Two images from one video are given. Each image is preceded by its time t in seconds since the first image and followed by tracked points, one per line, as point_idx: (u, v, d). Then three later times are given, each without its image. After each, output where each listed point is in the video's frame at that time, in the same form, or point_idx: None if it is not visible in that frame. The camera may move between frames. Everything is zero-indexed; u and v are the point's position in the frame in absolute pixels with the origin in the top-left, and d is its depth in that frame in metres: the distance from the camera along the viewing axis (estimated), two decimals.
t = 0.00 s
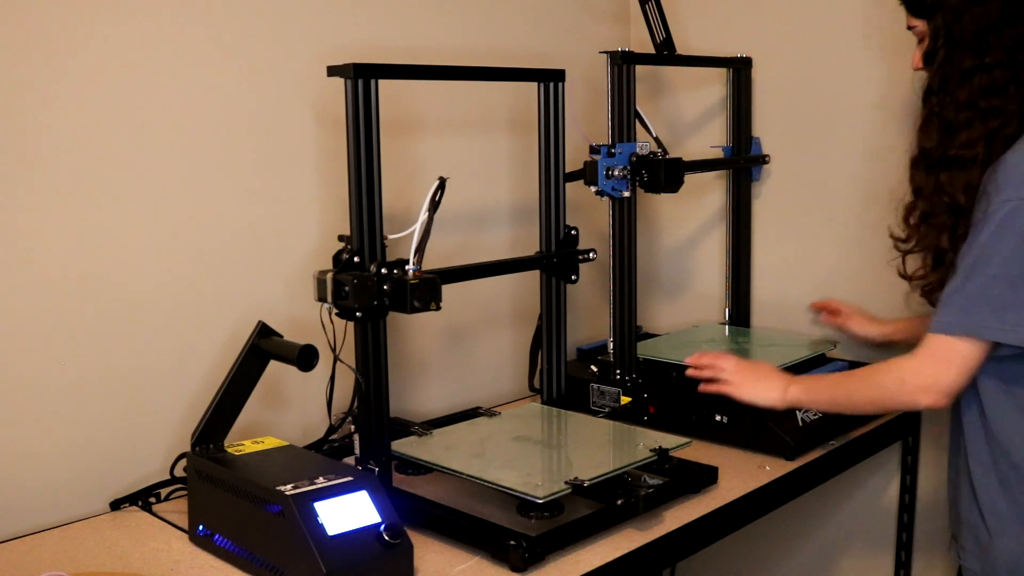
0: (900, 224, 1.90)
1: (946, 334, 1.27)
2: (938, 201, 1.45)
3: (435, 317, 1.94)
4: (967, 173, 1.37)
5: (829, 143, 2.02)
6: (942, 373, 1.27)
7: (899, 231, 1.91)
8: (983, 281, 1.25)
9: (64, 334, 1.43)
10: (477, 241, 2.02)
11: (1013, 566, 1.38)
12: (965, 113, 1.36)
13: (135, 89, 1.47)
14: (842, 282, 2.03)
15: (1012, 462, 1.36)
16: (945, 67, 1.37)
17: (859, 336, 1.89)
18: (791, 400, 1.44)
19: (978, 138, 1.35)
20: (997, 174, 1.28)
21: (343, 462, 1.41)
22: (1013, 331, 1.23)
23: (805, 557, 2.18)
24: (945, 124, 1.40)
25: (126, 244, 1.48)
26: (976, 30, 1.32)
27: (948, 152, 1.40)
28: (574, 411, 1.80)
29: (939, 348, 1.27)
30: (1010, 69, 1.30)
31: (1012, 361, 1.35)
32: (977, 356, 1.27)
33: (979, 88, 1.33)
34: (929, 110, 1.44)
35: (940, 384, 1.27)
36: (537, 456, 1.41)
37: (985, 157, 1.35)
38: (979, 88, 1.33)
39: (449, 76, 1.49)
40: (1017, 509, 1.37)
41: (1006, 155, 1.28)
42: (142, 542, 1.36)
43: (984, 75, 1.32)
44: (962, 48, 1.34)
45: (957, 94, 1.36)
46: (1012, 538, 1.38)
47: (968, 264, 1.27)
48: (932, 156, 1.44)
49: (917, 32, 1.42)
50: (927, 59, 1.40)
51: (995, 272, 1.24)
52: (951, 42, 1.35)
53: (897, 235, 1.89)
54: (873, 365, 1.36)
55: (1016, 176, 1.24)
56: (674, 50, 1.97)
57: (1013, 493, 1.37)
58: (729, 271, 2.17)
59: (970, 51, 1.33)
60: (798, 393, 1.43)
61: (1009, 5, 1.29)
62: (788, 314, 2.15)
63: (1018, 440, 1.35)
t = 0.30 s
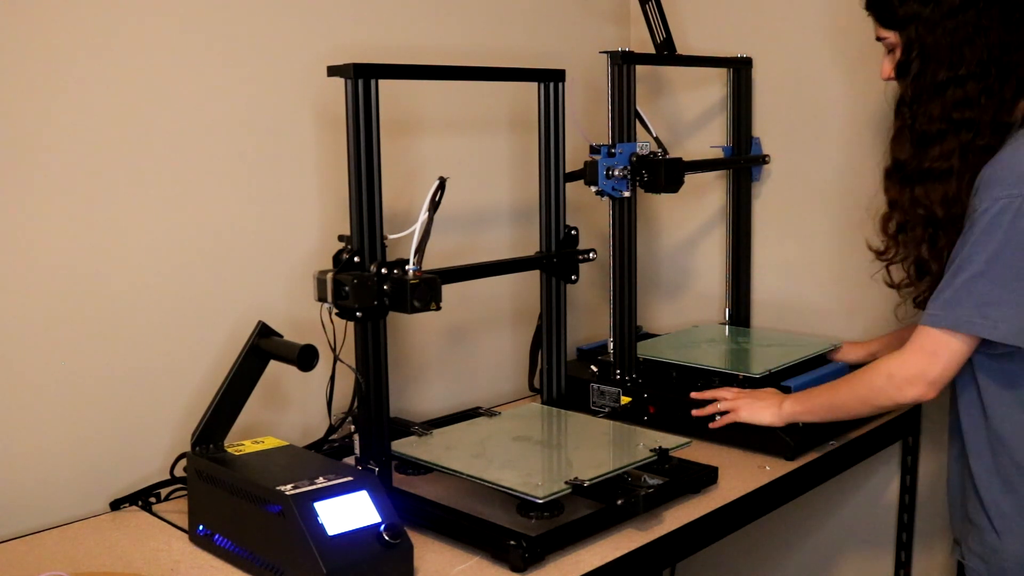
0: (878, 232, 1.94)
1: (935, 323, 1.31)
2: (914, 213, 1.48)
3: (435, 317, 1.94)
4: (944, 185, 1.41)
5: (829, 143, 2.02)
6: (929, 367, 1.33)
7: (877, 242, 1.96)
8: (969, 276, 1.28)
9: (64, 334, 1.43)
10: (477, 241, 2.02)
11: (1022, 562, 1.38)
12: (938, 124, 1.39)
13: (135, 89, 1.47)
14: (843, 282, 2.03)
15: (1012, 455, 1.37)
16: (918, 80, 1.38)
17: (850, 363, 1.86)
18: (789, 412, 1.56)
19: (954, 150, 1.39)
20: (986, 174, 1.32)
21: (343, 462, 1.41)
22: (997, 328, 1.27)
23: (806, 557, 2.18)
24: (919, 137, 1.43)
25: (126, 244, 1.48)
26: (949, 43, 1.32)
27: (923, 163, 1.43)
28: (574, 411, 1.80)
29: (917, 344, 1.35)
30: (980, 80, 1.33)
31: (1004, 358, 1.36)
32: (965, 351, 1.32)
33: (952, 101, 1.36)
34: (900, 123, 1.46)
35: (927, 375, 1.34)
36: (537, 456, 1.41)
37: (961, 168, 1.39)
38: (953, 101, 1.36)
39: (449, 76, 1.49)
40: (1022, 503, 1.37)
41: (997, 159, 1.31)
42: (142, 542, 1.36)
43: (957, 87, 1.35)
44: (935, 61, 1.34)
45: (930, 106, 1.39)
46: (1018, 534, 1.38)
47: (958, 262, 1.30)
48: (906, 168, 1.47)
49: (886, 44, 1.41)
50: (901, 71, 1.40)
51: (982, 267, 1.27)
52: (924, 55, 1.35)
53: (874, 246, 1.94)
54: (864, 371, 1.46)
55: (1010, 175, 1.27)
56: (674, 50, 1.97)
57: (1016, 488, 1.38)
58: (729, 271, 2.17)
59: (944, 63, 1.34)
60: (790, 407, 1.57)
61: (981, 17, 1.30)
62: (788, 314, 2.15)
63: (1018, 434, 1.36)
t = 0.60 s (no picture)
0: (886, 238, 1.92)
1: (935, 328, 1.32)
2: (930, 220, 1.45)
3: (435, 317, 1.94)
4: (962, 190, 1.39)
5: (829, 143, 2.02)
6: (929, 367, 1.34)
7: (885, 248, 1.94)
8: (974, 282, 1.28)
9: (64, 334, 1.43)
10: (477, 241, 2.02)
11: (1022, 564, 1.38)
12: (954, 129, 1.38)
13: (134, 89, 1.47)
14: (843, 282, 2.03)
15: (1012, 457, 1.37)
16: (934, 83, 1.37)
17: (850, 361, 1.86)
18: (790, 413, 1.56)
19: (972, 155, 1.37)
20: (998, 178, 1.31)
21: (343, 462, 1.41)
22: (1000, 335, 1.27)
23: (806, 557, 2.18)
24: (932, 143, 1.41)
25: (125, 244, 1.48)
26: (967, 44, 1.32)
27: (940, 169, 1.41)
28: (574, 411, 1.80)
29: (919, 346, 1.35)
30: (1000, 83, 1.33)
31: (1003, 361, 1.37)
32: (965, 354, 1.32)
33: (970, 103, 1.35)
34: (911, 128, 1.44)
35: (928, 376, 1.34)
36: (537, 456, 1.41)
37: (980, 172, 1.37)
38: (971, 104, 1.35)
39: (449, 76, 1.49)
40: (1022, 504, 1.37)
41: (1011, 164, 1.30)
42: (142, 542, 1.36)
43: (975, 89, 1.34)
44: (952, 65, 1.34)
45: (947, 110, 1.37)
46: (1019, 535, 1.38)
47: (963, 269, 1.31)
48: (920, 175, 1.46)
49: (893, 45, 1.39)
50: (912, 74, 1.39)
51: (988, 274, 1.27)
52: (941, 58, 1.34)
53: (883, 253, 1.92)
54: (863, 371, 1.45)
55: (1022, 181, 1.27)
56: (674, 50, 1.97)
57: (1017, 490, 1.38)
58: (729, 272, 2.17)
59: (963, 65, 1.33)
60: (790, 408, 1.56)
61: (995, 19, 1.31)
62: (788, 314, 2.15)
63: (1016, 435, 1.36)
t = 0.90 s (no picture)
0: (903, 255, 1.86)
1: (968, 362, 1.30)
2: (959, 235, 1.34)
3: (435, 317, 1.94)
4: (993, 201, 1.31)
5: (829, 143, 2.02)
6: (968, 401, 1.31)
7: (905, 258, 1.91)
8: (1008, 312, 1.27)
9: (63, 333, 1.43)
10: (477, 241, 2.02)
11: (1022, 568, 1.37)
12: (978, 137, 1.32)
13: (134, 89, 1.47)
14: (843, 282, 2.03)
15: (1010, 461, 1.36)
16: (954, 89, 1.32)
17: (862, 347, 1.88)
18: (812, 420, 1.55)
19: (1001, 164, 1.30)
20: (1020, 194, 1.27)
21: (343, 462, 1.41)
22: None
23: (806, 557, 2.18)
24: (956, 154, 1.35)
25: (125, 244, 1.48)
26: (988, 49, 1.28)
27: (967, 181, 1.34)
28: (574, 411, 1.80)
29: (962, 378, 1.31)
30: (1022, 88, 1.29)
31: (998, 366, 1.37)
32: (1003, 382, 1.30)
33: (993, 110, 1.31)
34: (932, 139, 1.37)
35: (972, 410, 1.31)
36: (537, 456, 1.41)
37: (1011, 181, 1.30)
38: (995, 110, 1.30)
39: (450, 76, 1.49)
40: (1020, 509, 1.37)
41: None
42: (142, 542, 1.36)
43: (998, 95, 1.30)
44: (973, 70, 1.30)
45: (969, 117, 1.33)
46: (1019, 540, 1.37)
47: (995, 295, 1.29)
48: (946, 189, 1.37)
49: (898, 46, 1.34)
50: (922, 78, 1.34)
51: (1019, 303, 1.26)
52: (960, 62, 1.30)
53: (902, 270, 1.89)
54: (898, 389, 1.41)
55: None
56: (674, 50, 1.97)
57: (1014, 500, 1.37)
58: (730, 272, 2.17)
59: (984, 69, 1.29)
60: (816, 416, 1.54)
61: (1014, 21, 1.27)
62: (788, 314, 2.15)
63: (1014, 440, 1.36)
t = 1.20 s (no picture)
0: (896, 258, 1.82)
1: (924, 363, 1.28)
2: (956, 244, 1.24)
3: (435, 317, 1.94)
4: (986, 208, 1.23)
5: (829, 143, 2.02)
6: (905, 392, 1.32)
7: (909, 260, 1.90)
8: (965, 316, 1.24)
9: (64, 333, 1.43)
10: (477, 240, 2.02)
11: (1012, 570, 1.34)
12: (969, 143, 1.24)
13: (134, 89, 1.47)
14: (843, 282, 2.03)
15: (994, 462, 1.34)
16: (944, 94, 1.24)
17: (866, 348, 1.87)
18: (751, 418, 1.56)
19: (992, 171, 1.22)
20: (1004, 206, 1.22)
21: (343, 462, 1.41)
22: (991, 371, 1.22)
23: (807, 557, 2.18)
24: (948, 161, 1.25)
25: (124, 245, 1.48)
26: (978, 52, 1.21)
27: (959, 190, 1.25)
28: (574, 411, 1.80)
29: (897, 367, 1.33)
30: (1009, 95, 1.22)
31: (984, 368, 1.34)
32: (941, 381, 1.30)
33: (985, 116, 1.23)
34: (922, 147, 1.28)
35: (903, 401, 1.33)
36: (537, 456, 1.41)
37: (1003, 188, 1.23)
38: (985, 116, 1.23)
39: (450, 76, 1.49)
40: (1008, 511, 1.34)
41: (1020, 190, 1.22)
42: (142, 542, 1.36)
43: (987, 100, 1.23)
44: (963, 73, 1.22)
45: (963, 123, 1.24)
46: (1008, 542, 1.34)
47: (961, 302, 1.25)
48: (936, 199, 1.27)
49: (886, 53, 1.27)
50: (910, 85, 1.27)
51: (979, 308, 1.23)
52: (949, 66, 1.23)
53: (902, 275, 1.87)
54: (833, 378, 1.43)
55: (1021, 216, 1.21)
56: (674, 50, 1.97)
57: (1002, 502, 1.35)
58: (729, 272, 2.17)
59: (974, 73, 1.22)
60: (749, 412, 1.56)
61: (1002, 23, 1.21)
62: (788, 314, 2.15)
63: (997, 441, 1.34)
